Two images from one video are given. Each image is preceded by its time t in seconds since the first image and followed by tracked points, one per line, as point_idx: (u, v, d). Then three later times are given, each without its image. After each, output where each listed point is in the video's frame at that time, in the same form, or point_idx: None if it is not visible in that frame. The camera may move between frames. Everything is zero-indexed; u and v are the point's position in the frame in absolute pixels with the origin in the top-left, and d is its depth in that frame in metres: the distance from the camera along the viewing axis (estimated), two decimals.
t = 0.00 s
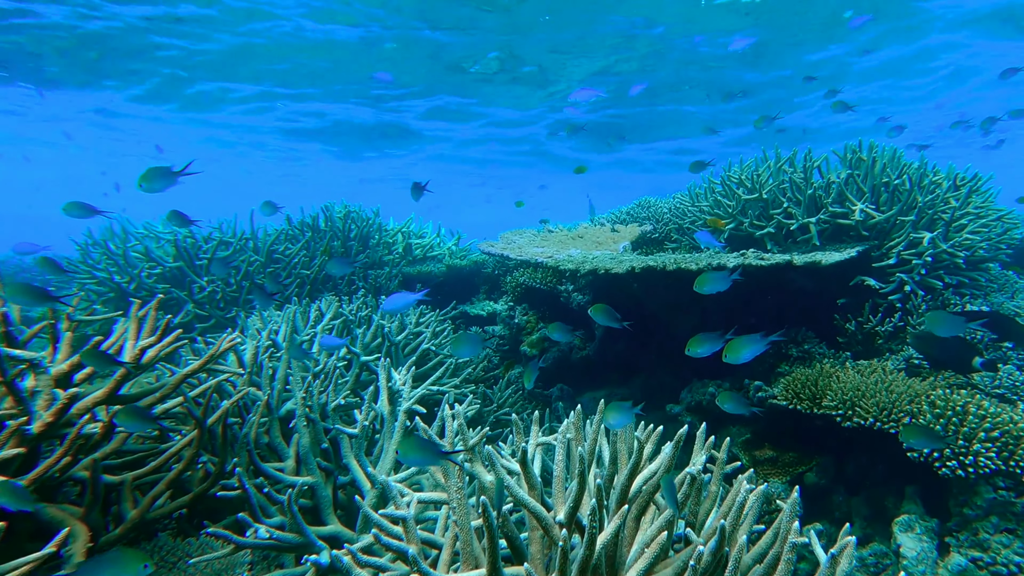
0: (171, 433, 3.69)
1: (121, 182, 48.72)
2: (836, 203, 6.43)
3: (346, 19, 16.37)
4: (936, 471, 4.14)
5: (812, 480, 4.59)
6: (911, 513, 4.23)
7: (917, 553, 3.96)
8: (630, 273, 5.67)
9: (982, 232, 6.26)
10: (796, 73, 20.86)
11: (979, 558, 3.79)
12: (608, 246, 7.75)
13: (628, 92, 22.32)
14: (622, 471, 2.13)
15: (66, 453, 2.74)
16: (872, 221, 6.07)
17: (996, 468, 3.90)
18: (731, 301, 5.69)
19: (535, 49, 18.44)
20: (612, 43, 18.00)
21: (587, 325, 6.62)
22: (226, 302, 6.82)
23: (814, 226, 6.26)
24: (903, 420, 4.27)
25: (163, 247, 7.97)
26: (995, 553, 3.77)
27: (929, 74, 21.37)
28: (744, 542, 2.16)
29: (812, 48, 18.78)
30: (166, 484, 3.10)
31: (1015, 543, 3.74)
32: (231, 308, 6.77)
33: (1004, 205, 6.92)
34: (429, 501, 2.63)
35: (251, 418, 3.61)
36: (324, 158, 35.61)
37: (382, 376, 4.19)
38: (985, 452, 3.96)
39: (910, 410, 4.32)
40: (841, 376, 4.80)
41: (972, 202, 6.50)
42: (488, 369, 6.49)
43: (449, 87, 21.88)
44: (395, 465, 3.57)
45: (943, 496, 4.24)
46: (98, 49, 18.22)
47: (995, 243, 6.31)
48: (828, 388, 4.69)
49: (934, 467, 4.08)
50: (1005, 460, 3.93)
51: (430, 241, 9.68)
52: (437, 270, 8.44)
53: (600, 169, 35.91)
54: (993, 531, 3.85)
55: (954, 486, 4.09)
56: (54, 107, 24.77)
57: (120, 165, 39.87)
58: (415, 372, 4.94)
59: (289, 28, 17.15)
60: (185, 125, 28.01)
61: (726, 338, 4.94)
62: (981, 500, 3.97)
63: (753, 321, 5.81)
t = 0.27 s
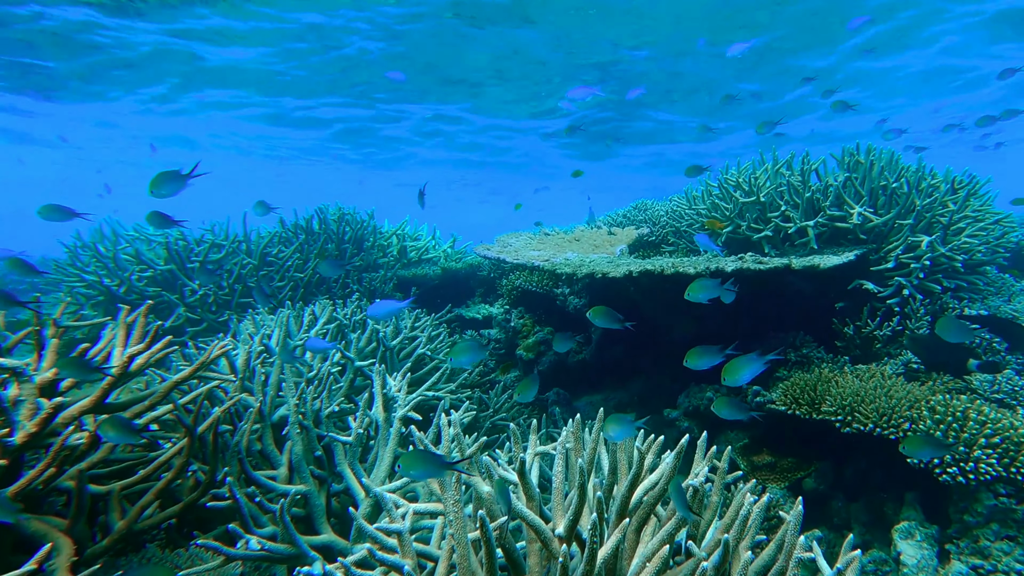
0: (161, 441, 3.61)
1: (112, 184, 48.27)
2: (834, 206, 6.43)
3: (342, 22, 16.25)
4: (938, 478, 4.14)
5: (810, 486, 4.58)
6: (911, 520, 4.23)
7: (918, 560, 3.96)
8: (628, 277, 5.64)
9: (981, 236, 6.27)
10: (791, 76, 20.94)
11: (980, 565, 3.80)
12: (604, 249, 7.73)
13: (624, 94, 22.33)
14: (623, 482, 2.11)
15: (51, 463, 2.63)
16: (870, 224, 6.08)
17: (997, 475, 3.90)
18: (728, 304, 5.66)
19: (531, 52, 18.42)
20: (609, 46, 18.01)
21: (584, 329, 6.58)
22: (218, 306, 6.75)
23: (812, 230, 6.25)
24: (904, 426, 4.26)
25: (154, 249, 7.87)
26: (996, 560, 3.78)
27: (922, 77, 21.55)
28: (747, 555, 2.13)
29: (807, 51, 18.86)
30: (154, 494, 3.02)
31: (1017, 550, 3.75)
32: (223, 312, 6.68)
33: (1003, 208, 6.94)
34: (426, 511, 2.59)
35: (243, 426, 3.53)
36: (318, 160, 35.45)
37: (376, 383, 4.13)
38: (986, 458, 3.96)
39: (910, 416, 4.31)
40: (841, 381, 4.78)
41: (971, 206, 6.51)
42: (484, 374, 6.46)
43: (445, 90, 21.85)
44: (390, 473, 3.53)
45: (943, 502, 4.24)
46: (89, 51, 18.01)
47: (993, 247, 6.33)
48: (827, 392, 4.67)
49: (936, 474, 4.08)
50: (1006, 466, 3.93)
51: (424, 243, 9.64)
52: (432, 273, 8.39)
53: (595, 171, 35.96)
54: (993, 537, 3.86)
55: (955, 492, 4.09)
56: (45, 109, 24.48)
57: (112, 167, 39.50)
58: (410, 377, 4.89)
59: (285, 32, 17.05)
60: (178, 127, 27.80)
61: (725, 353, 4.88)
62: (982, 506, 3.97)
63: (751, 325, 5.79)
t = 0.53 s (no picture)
0: (147, 453, 3.53)
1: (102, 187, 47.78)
2: (832, 211, 6.43)
3: (335, 24, 16.14)
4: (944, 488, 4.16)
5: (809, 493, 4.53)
6: (912, 529, 4.22)
7: (919, 569, 3.96)
8: (625, 282, 5.61)
9: (978, 239, 6.29)
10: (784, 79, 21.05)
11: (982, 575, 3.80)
12: (601, 253, 7.70)
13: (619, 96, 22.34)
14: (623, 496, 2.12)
15: (28, 480, 2.56)
16: (868, 228, 6.08)
17: (999, 483, 3.90)
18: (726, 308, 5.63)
19: (527, 54, 18.37)
20: (604, 49, 18.01)
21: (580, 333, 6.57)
22: (209, 310, 6.66)
23: (810, 234, 6.22)
24: (904, 433, 4.24)
25: (143, 253, 7.77)
26: (997, 570, 3.80)
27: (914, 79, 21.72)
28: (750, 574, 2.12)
29: (800, 55, 18.95)
30: (139, 507, 2.94)
31: (1018, 559, 3.76)
32: (214, 317, 6.60)
33: (1000, 212, 6.95)
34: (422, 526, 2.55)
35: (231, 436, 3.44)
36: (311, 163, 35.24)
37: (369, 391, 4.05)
38: (987, 466, 3.95)
39: (910, 423, 4.29)
40: (840, 387, 4.77)
41: (969, 210, 6.52)
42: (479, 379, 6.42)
43: (439, 93, 21.77)
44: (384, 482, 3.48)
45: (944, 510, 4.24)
46: (78, 54, 17.77)
47: (990, 250, 6.35)
48: (827, 399, 4.65)
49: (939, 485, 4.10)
50: (1007, 474, 3.92)
51: (419, 245, 9.59)
52: (426, 277, 8.32)
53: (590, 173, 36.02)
54: (994, 546, 3.88)
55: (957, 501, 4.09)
56: (32, 111, 24.14)
57: (101, 169, 39.08)
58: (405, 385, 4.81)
59: (277, 35, 16.91)
60: (168, 129, 27.52)
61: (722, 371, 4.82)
62: (983, 514, 3.98)
63: (749, 330, 5.76)
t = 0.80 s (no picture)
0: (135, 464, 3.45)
1: (91, 189, 47.14)
2: (830, 215, 6.43)
3: (330, 26, 16.00)
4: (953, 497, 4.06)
5: (806, 500, 4.54)
6: (911, 537, 4.22)
7: None
8: (622, 288, 5.59)
9: (976, 244, 6.31)
10: (778, 81, 21.13)
11: None
12: (597, 257, 7.71)
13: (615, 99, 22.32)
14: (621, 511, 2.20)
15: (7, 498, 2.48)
16: (866, 233, 6.07)
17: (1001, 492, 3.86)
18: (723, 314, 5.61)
19: (522, 56, 18.30)
20: (600, 51, 18.00)
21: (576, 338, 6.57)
22: (199, 315, 6.57)
23: (807, 238, 6.24)
24: (903, 441, 4.22)
25: (132, 258, 7.64)
26: None
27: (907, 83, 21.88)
28: None
29: (795, 57, 19.00)
30: (125, 522, 2.87)
31: (1019, 568, 3.76)
32: (206, 324, 6.51)
33: (997, 216, 6.97)
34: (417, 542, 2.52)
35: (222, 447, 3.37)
36: (304, 165, 34.98)
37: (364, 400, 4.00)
38: (989, 475, 3.92)
39: (909, 431, 4.27)
40: (838, 394, 4.76)
41: (967, 214, 6.53)
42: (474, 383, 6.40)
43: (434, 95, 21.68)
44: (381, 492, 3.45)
45: (944, 517, 4.23)
46: (67, 56, 17.52)
47: (989, 255, 6.36)
48: (825, 406, 4.64)
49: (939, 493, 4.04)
50: (1008, 483, 3.90)
51: (413, 249, 9.51)
52: (421, 281, 8.25)
53: (585, 176, 36.01)
54: (995, 556, 3.88)
55: (957, 509, 4.08)
56: (19, 113, 23.77)
57: (90, 171, 38.57)
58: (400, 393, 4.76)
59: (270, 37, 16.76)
60: (159, 130, 27.22)
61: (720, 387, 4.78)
62: (984, 523, 3.97)
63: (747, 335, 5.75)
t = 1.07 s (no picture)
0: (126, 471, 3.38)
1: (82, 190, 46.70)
2: (829, 218, 6.41)
3: (326, 29, 15.92)
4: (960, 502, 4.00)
5: (805, 506, 4.55)
6: (911, 544, 4.20)
7: None
8: (619, 292, 5.58)
9: (975, 248, 6.30)
10: (774, 84, 21.22)
11: None
12: (594, 260, 7.71)
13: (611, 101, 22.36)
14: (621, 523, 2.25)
15: None
16: (864, 236, 6.06)
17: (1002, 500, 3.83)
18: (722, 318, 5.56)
19: (519, 58, 18.26)
20: (597, 54, 18.02)
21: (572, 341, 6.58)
22: (191, 318, 6.50)
23: (805, 242, 6.24)
24: (903, 447, 4.20)
25: (122, 261, 7.54)
26: None
27: (900, 86, 22.03)
28: None
29: (791, 60, 19.06)
30: (113, 532, 2.80)
31: None
32: (197, 329, 6.42)
33: (995, 219, 6.97)
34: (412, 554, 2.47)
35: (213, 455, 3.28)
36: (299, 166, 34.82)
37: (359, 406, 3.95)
38: (989, 481, 3.89)
39: (909, 437, 4.25)
40: (837, 399, 4.75)
41: (965, 218, 6.53)
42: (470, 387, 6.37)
43: (430, 96, 21.62)
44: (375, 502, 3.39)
45: (944, 524, 4.21)
46: (59, 57, 17.34)
47: (988, 259, 6.35)
48: (824, 411, 4.63)
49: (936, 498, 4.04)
50: (1010, 490, 3.86)
51: (408, 251, 9.46)
52: (417, 284, 8.19)
53: (581, 177, 36.05)
54: (997, 564, 3.85)
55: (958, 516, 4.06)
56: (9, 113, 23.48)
57: (81, 172, 38.20)
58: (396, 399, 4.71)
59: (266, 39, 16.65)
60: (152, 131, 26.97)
61: (718, 398, 4.76)
62: (984, 531, 3.96)
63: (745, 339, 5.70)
